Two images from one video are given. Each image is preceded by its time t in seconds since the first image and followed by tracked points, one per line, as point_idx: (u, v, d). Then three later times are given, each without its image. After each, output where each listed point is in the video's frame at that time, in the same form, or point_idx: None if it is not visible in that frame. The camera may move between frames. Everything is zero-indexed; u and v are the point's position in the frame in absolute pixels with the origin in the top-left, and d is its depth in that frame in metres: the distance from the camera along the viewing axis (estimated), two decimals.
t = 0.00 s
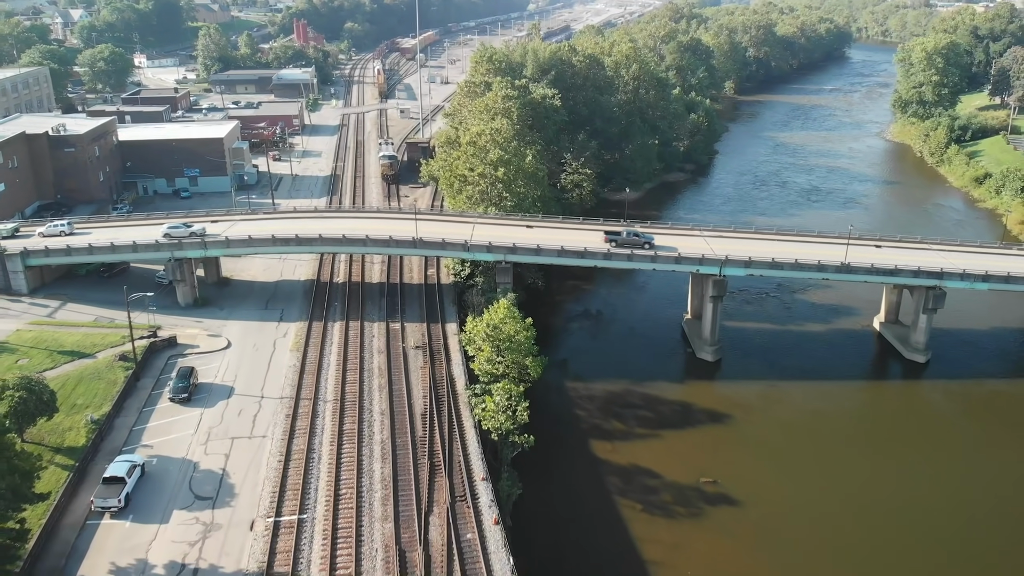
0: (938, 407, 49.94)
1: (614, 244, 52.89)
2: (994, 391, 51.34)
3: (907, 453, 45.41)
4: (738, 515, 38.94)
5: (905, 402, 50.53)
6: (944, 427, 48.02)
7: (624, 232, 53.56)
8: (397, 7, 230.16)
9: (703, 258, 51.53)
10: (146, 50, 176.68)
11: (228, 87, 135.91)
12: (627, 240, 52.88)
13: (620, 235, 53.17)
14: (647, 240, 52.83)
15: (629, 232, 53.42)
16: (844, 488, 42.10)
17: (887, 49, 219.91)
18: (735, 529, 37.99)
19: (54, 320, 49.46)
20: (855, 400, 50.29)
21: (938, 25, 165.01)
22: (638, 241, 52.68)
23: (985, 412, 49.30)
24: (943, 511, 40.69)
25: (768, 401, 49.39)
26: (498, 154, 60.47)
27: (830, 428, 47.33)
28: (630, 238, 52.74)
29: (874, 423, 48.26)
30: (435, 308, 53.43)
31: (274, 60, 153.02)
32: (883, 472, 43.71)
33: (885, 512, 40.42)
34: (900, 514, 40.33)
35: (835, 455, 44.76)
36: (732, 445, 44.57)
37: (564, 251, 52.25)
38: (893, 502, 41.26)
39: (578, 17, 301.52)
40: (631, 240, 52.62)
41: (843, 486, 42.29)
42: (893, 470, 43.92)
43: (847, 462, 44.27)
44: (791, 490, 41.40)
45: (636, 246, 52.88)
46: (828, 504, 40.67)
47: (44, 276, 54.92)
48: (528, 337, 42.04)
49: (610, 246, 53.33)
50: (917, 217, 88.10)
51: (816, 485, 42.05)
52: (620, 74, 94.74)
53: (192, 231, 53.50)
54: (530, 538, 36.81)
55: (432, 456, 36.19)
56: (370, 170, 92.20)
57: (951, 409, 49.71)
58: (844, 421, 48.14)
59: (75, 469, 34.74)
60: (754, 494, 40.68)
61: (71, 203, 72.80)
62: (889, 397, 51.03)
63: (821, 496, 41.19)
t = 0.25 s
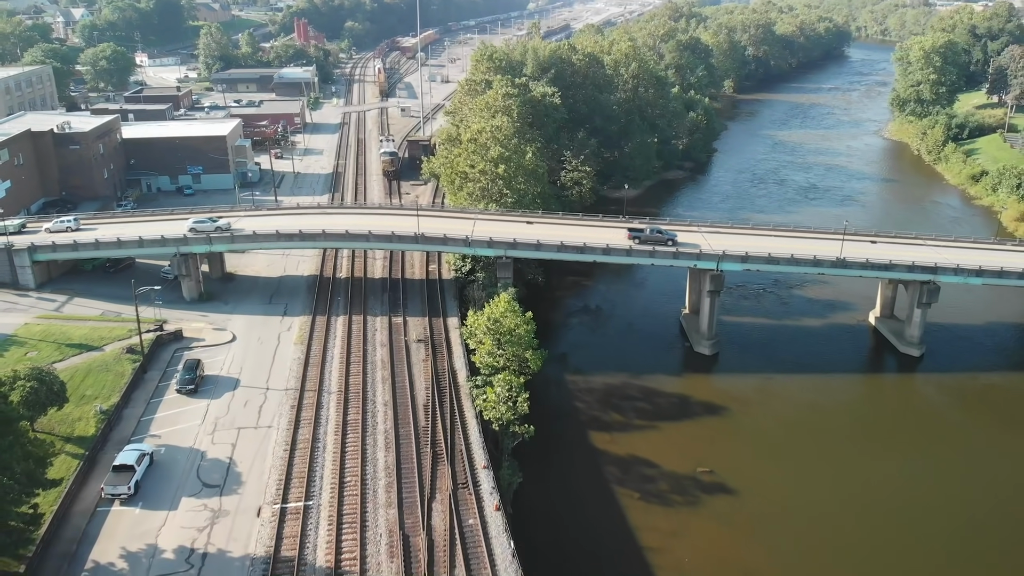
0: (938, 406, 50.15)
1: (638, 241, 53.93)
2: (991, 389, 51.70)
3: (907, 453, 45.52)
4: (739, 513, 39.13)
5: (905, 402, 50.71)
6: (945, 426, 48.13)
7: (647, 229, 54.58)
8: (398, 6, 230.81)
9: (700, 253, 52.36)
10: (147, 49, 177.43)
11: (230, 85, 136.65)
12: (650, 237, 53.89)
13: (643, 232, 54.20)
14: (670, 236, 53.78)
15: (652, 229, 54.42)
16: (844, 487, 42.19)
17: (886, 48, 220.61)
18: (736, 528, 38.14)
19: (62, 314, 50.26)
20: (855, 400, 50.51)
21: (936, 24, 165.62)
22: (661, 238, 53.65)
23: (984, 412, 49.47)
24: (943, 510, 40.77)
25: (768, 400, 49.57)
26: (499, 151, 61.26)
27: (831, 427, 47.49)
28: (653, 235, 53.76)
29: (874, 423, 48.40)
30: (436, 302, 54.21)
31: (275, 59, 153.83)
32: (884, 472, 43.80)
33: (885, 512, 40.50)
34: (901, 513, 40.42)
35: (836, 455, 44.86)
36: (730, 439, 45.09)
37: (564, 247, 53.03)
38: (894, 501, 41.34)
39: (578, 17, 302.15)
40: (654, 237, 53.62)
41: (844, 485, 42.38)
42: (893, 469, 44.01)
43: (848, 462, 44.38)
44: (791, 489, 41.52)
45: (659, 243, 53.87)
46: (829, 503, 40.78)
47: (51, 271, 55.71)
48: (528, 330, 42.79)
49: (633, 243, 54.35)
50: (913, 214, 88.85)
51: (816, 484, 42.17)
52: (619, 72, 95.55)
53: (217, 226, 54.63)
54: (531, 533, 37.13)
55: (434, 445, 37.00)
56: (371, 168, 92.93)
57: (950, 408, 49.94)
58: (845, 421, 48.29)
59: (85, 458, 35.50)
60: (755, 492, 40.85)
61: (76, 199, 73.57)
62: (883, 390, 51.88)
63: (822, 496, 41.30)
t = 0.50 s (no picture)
0: (938, 405, 50.32)
1: (658, 239, 54.42)
2: (990, 387, 51.92)
3: (909, 452, 45.57)
4: (740, 511, 39.29)
5: (906, 401, 50.84)
6: (946, 426, 48.16)
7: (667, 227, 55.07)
8: (398, 6, 231.44)
9: (698, 250, 53.04)
10: (148, 49, 178.05)
11: (231, 84, 137.27)
12: (671, 235, 54.39)
13: (663, 230, 54.70)
14: (690, 234, 54.26)
15: (673, 227, 54.90)
16: (846, 487, 42.24)
17: (885, 48, 221.23)
18: (737, 527, 38.24)
19: (68, 309, 50.90)
20: (856, 399, 50.68)
21: (935, 24, 166.21)
22: (681, 235, 54.14)
23: (985, 411, 49.57)
24: (944, 510, 40.79)
25: (770, 399, 49.72)
26: (499, 149, 61.96)
27: (832, 426, 47.60)
28: (673, 233, 54.24)
29: (876, 422, 48.47)
30: (437, 298, 54.90)
31: (277, 59, 154.52)
32: (886, 471, 43.86)
33: (886, 511, 40.54)
34: (902, 513, 40.46)
35: (838, 455, 44.90)
36: (730, 435, 45.47)
37: (563, 243, 53.72)
38: (895, 501, 41.37)
39: (578, 17, 302.92)
40: (674, 235, 54.12)
41: (845, 485, 42.40)
42: (895, 469, 44.04)
43: (850, 461, 44.45)
44: (793, 488, 41.58)
45: (679, 241, 54.37)
46: (830, 503, 40.85)
47: (56, 267, 56.37)
48: (529, 325, 43.39)
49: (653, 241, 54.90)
50: (911, 212, 89.49)
51: (818, 484, 42.23)
52: (618, 71, 96.38)
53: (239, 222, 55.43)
54: (533, 529, 37.42)
55: (436, 436, 37.70)
56: (372, 166, 93.55)
57: (950, 407, 50.09)
58: (846, 420, 48.36)
59: (93, 448, 36.15)
60: (756, 491, 40.96)
61: (80, 197, 74.22)
62: (878, 384, 52.58)
63: (823, 494, 41.39)
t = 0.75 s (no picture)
0: (938, 405, 50.52)
1: (682, 237, 54.92)
2: (990, 387, 52.19)
3: (910, 452, 45.70)
4: (741, 509, 39.53)
5: (908, 401, 51.01)
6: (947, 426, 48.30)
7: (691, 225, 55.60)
8: (398, 6, 232.12)
9: (696, 246, 53.79)
10: (150, 49, 178.64)
11: (233, 84, 137.85)
12: (694, 233, 54.91)
13: (687, 228, 55.24)
14: (712, 233, 54.81)
15: (696, 225, 55.42)
16: (848, 487, 42.37)
17: (884, 48, 221.89)
18: (738, 525, 38.44)
19: (74, 305, 51.60)
20: (857, 398, 50.92)
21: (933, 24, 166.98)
22: (704, 234, 54.66)
23: (986, 412, 49.72)
24: (945, 510, 40.87)
25: (771, 398, 50.00)
26: (500, 147, 62.71)
27: (834, 426, 47.80)
28: (697, 231, 54.77)
29: (878, 422, 48.63)
30: (439, 294, 55.61)
31: (278, 58, 155.19)
32: (887, 471, 43.99)
33: (887, 510, 40.69)
34: (903, 512, 40.56)
35: (840, 456, 45.03)
36: (730, 432, 45.92)
37: (563, 240, 54.45)
38: (896, 501, 41.47)
39: (578, 17, 303.77)
40: (697, 233, 54.63)
41: (847, 485, 42.52)
42: (889, 463, 44.68)
43: (851, 461, 44.59)
44: (795, 488, 41.74)
45: (702, 239, 54.89)
46: (832, 502, 40.99)
47: (62, 264, 57.05)
48: (529, 321, 44.10)
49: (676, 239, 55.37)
50: (908, 211, 90.21)
51: (819, 483, 42.41)
52: (618, 71, 97.22)
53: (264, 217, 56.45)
54: (535, 524, 37.81)
55: (438, 428, 38.41)
56: (373, 165, 94.24)
57: (951, 407, 50.28)
58: (848, 420, 48.53)
59: (102, 440, 36.83)
60: (758, 490, 41.18)
61: (84, 195, 74.93)
62: (874, 379, 53.28)
63: (824, 494, 41.54)
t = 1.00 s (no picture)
0: (940, 403, 50.75)
1: (701, 236, 55.74)
2: (990, 386, 52.49)
3: (911, 450, 45.96)
4: (741, 505, 39.95)
5: (910, 399, 51.27)
6: (949, 424, 48.50)
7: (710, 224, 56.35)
8: (399, 6, 232.65)
9: (694, 244, 54.44)
10: (150, 49, 179.04)
11: (234, 84, 138.25)
12: (714, 232, 55.70)
13: (706, 227, 55.99)
14: (732, 231, 55.59)
15: (715, 224, 56.18)
16: (849, 484, 42.64)
17: (883, 48, 222.39)
18: (739, 520, 38.85)
19: (79, 302, 52.19)
20: (857, 395, 51.37)
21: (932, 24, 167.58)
22: (723, 233, 55.45)
23: (987, 411, 49.94)
24: (946, 508, 41.09)
25: (774, 396, 50.34)
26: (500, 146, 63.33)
27: (835, 424, 48.11)
28: (716, 230, 55.54)
29: (879, 420, 48.89)
30: (440, 291, 56.24)
31: (278, 58, 155.71)
32: (889, 469, 44.21)
33: (888, 507, 40.95)
34: (904, 510, 40.82)
35: (841, 453, 45.33)
36: (729, 428, 46.45)
37: (563, 237, 55.06)
38: (897, 498, 41.73)
39: (578, 17, 304.34)
40: (717, 232, 55.44)
41: (849, 483, 42.78)
42: (885, 457, 45.24)
43: (853, 459, 44.87)
44: (795, 485, 42.04)
45: (721, 238, 55.68)
46: (832, 499, 41.30)
47: (67, 261, 57.63)
48: (529, 317, 44.69)
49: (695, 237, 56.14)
50: (905, 209, 90.82)
51: (821, 481, 42.70)
52: (617, 71, 97.92)
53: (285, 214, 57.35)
54: (536, 517, 38.38)
55: (440, 422, 39.03)
56: (374, 164, 94.73)
57: (952, 405, 50.53)
58: (850, 418, 48.80)
59: (109, 433, 37.41)
60: (760, 487, 41.53)
61: (88, 194, 75.52)
62: (871, 375, 53.86)
63: (826, 492, 41.83)
